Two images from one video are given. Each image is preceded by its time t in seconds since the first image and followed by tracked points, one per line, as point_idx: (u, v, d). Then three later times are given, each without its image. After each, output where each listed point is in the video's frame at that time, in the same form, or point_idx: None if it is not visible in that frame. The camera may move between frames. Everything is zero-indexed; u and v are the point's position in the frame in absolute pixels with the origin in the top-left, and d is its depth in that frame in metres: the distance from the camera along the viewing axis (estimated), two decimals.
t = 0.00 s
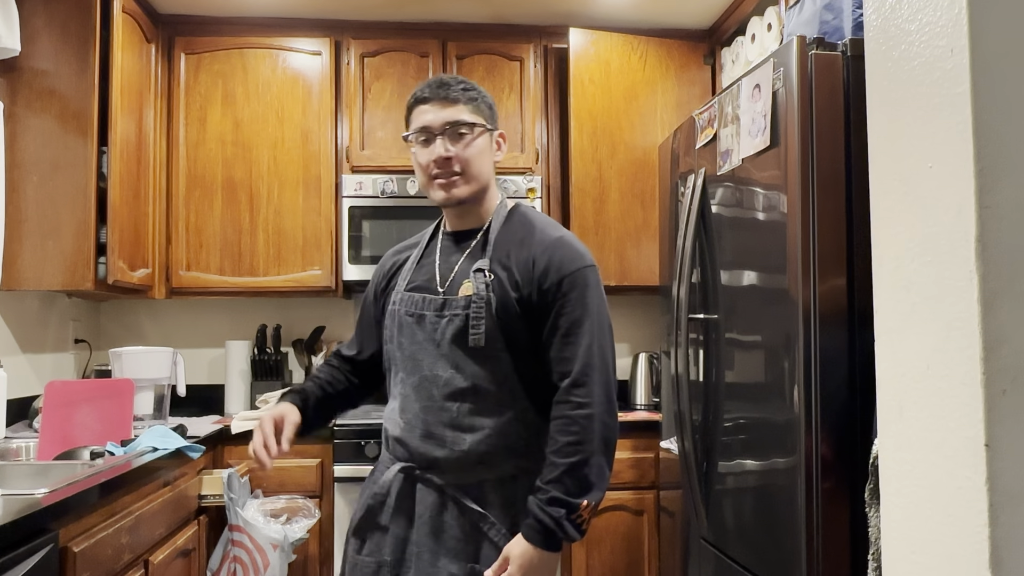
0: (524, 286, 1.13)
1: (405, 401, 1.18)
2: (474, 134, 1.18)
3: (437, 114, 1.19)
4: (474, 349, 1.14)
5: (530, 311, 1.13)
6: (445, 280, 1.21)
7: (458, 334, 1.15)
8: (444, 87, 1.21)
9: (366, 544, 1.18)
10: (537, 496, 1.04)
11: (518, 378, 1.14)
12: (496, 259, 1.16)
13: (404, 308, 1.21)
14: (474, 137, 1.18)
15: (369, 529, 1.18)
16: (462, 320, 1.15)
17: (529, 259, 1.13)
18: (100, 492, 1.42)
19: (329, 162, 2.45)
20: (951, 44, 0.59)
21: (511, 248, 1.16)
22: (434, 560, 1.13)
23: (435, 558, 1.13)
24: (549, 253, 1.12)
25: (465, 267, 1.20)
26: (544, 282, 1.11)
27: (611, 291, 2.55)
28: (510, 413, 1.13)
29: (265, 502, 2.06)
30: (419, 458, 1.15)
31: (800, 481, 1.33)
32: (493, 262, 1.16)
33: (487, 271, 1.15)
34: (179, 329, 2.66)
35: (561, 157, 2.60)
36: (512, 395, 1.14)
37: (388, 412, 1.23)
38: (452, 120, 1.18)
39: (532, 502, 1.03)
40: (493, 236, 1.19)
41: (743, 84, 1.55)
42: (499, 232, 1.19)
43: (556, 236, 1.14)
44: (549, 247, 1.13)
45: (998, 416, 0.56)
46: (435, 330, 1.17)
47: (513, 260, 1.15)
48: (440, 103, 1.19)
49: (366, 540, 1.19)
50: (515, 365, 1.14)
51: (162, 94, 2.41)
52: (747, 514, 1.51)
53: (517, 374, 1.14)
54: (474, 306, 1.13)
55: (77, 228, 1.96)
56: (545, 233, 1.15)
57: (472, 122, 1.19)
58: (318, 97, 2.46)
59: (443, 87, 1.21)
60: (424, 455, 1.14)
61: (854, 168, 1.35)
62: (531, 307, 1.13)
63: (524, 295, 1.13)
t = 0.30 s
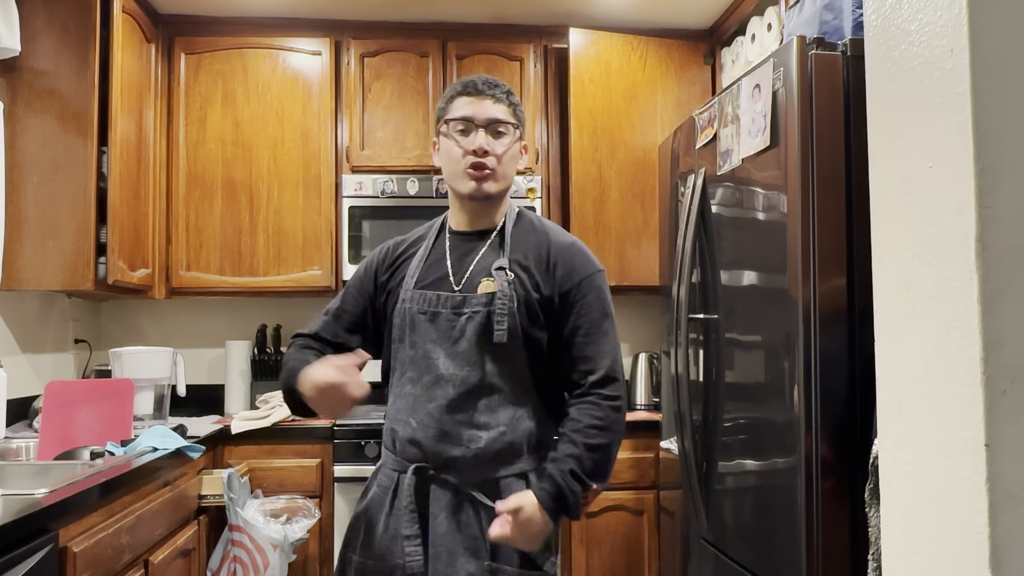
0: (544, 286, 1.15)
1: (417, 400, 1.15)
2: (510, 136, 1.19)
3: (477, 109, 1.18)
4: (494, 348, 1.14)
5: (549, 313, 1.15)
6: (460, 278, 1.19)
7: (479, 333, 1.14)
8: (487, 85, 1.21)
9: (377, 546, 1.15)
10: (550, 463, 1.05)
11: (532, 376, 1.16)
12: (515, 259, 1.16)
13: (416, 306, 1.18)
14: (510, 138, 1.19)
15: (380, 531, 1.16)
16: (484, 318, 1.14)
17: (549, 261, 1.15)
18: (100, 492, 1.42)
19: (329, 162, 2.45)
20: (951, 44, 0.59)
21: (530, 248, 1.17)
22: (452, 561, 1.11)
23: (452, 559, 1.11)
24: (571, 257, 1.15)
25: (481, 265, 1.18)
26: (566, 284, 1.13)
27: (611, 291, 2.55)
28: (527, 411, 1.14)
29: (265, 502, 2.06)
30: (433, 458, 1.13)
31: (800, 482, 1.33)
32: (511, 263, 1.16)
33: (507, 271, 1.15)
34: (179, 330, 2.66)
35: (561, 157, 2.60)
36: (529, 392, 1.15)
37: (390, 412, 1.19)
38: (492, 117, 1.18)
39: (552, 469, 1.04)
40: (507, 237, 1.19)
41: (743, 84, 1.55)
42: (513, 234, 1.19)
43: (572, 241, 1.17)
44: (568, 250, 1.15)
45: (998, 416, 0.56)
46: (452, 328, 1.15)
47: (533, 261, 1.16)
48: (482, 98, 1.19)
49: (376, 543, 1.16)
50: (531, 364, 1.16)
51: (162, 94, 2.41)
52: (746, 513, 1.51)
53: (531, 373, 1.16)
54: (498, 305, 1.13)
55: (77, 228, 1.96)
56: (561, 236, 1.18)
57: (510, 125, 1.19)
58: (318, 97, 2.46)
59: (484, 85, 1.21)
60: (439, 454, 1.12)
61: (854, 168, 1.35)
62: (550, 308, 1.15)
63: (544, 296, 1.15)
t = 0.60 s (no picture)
0: (563, 291, 1.19)
1: (441, 405, 1.15)
2: (505, 136, 1.17)
3: (470, 112, 1.16)
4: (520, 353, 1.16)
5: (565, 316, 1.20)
6: (482, 284, 1.17)
7: (509, 340, 1.15)
8: (476, 85, 1.19)
9: (387, 549, 1.13)
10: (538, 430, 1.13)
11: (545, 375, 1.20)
12: (537, 265, 1.18)
13: (441, 314, 1.14)
14: (505, 137, 1.17)
15: (390, 534, 1.14)
16: (514, 327, 1.15)
17: (567, 267, 1.19)
18: (100, 492, 1.42)
19: (329, 162, 2.45)
20: (951, 44, 0.59)
21: (547, 251, 1.20)
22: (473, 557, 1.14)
23: (473, 555, 1.14)
24: (584, 263, 1.20)
25: (501, 269, 1.19)
26: (581, 289, 1.19)
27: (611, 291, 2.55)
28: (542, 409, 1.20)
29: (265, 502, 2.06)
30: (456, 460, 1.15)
31: (800, 482, 1.33)
32: (534, 270, 1.17)
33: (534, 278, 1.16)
34: (180, 330, 2.66)
35: (561, 157, 2.60)
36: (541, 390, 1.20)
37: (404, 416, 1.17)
38: (486, 118, 1.17)
39: (537, 431, 1.13)
40: (523, 238, 1.21)
41: (743, 84, 1.55)
42: (527, 235, 1.21)
43: (580, 244, 1.22)
44: (580, 256, 1.21)
45: (998, 416, 0.56)
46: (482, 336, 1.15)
47: (552, 266, 1.19)
48: (473, 100, 1.17)
49: (385, 547, 1.14)
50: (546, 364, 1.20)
51: (162, 94, 2.41)
52: (747, 513, 1.51)
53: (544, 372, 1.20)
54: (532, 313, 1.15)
55: (77, 228, 1.96)
56: (572, 240, 1.22)
57: (504, 123, 1.18)
58: (318, 97, 2.46)
59: (473, 84, 1.19)
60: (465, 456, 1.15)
61: (854, 168, 1.35)
62: (566, 312, 1.20)
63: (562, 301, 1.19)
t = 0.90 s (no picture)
0: (561, 296, 1.19)
1: (439, 409, 1.15)
2: (498, 143, 1.17)
3: (462, 119, 1.16)
4: (518, 358, 1.16)
5: (562, 321, 1.20)
6: (478, 289, 1.17)
7: (507, 345, 1.15)
8: (471, 90, 1.17)
9: (387, 550, 1.13)
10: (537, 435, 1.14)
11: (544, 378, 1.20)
12: (534, 270, 1.18)
13: (438, 320, 1.14)
14: (498, 145, 1.16)
15: (390, 535, 1.14)
16: (512, 332, 1.15)
17: (565, 272, 1.19)
18: (100, 492, 1.42)
19: (329, 162, 2.45)
20: (951, 44, 0.59)
21: (544, 255, 1.20)
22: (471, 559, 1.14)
23: (471, 557, 1.14)
24: (581, 266, 1.20)
25: (498, 275, 1.18)
26: (580, 295, 1.19)
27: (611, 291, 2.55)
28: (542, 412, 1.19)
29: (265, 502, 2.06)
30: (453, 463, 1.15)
31: (800, 482, 1.33)
32: (530, 274, 1.17)
33: (529, 283, 1.16)
34: (180, 330, 2.66)
35: (561, 156, 2.60)
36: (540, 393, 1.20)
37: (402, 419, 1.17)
38: (478, 126, 1.16)
39: (536, 437, 1.13)
40: (519, 242, 1.21)
41: (743, 84, 1.55)
42: (524, 239, 1.21)
43: (577, 248, 1.22)
44: (578, 259, 1.21)
45: (998, 416, 0.56)
46: (479, 341, 1.15)
47: (550, 272, 1.19)
48: (467, 107, 1.16)
49: (385, 547, 1.14)
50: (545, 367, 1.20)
51: (162, 94, 2.41)
52: (747, 513, 1.51)
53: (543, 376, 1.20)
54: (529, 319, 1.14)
55: (77, 227, 1.96)
56: (569, 243, 1.22)
57: (497, 130, 1.17)
58: (318, 97, 2.46)
59: (468, 90, 1.17)
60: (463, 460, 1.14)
61: (854, 168, 1.35)
62: (564, 316, 1.20)
63: (559, 305, 1.19)
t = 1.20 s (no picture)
0: (542, 290, 1.18)
1: (418, 402, 1.14)
2: (481, 138, 1.17)
3: (448, 112, 1.17)
4: (496, 351, 1.15)
5: (545, 315, 1.19)
6: (457, 283, 1.17)
7: (483, 338, 1.14)
8: (460, 88, 1.19)
9: (371, 547, 1.13)
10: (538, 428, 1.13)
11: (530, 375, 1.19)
12: (513, 263, 1.18)
13: (414, 312, 1.15)
14: (481, 139, 1.17)
15: (375, 532, 1.14)
16: (488, 323, 1.14)
17: (547, 267, 1.18)
18: (100, 492, 1.42)
19: (329, 162, 2.45)
20: (951, 44, 0.59)
21: (524, 250, 1.19)
22: (456, 556, 1.13)
23: (455, 554, 1.13)
24: (563, 260, 1.19)
25: (478, 268, 1.18)
26: (561, 288, 1.18)
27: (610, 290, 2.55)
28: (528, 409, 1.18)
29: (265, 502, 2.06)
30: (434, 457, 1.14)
31: (800, 481, 1.33)
32: (508, 266, 1.17)
33: (507, 275, 1.16)
34: (179, 329, 2.66)
35: (561, 156, 2.61)
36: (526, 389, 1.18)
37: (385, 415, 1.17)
38: (463, 120, 1.17)
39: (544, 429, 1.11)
40: (500, 238, 1.20)
41: (743, 84, 1.55)
42: (506, 235, 1.21)
43: (562, 244, 1.21)
44: (561, 254, 1.20)
45: (998, 415, 0.56)
46: (455, 333, 1.15)
47: (530, 264, 1.18)
48: (454, 102, 1.18)
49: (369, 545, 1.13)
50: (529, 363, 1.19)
51: (162, 94, 2.41)
52: (746, 513, 1.51)
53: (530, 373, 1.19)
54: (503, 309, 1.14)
55: (77, 227, 1.96)
56: (554, 239, 1.22)
57: (482, 126, 1.17)
58: (318, 97, 2.46)
59: (457, 87, 1.19)
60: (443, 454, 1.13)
61: (854, 168, 1.35)
62: (546, 311, 1.19)
63: (541, 299, 1.18)
